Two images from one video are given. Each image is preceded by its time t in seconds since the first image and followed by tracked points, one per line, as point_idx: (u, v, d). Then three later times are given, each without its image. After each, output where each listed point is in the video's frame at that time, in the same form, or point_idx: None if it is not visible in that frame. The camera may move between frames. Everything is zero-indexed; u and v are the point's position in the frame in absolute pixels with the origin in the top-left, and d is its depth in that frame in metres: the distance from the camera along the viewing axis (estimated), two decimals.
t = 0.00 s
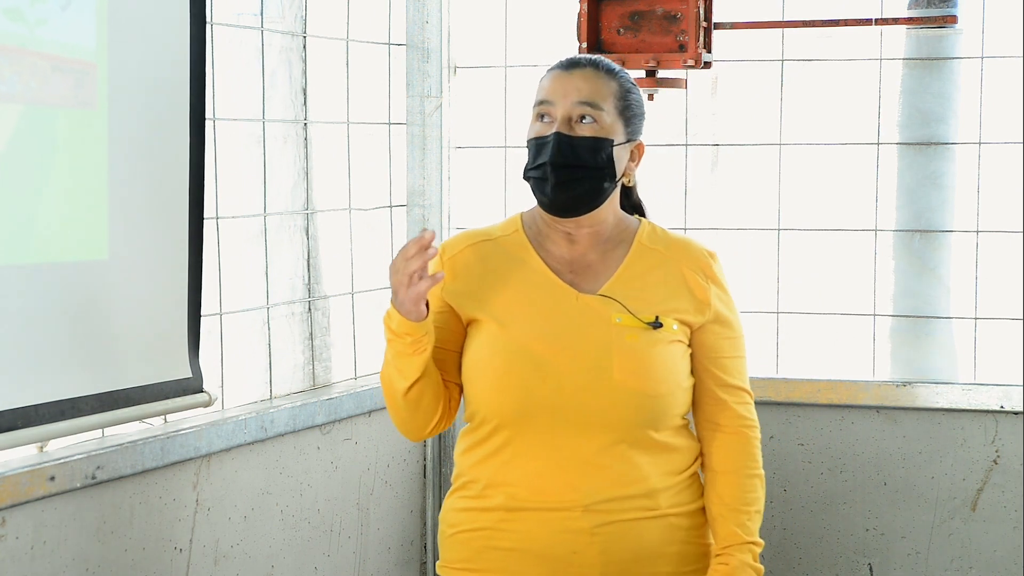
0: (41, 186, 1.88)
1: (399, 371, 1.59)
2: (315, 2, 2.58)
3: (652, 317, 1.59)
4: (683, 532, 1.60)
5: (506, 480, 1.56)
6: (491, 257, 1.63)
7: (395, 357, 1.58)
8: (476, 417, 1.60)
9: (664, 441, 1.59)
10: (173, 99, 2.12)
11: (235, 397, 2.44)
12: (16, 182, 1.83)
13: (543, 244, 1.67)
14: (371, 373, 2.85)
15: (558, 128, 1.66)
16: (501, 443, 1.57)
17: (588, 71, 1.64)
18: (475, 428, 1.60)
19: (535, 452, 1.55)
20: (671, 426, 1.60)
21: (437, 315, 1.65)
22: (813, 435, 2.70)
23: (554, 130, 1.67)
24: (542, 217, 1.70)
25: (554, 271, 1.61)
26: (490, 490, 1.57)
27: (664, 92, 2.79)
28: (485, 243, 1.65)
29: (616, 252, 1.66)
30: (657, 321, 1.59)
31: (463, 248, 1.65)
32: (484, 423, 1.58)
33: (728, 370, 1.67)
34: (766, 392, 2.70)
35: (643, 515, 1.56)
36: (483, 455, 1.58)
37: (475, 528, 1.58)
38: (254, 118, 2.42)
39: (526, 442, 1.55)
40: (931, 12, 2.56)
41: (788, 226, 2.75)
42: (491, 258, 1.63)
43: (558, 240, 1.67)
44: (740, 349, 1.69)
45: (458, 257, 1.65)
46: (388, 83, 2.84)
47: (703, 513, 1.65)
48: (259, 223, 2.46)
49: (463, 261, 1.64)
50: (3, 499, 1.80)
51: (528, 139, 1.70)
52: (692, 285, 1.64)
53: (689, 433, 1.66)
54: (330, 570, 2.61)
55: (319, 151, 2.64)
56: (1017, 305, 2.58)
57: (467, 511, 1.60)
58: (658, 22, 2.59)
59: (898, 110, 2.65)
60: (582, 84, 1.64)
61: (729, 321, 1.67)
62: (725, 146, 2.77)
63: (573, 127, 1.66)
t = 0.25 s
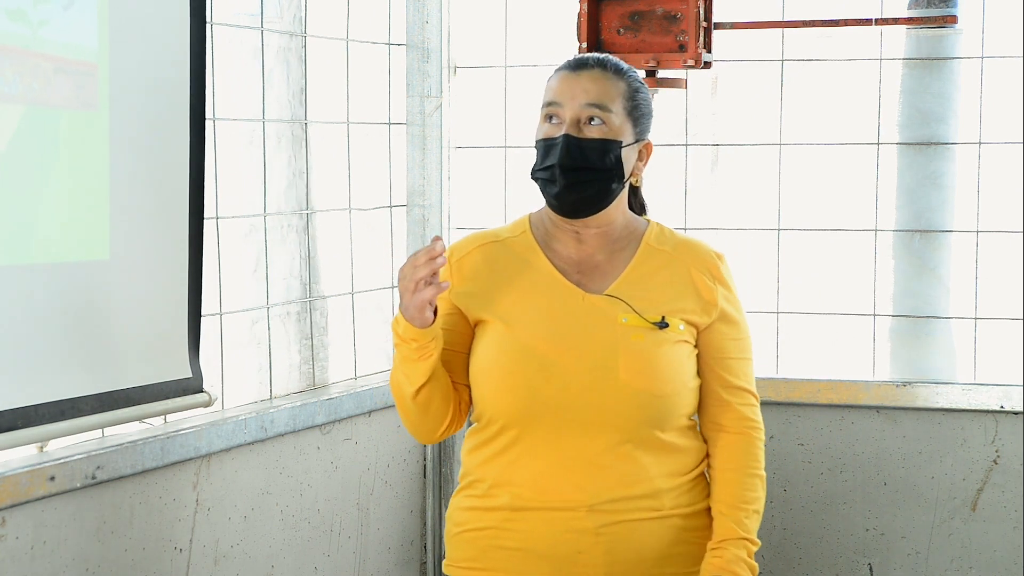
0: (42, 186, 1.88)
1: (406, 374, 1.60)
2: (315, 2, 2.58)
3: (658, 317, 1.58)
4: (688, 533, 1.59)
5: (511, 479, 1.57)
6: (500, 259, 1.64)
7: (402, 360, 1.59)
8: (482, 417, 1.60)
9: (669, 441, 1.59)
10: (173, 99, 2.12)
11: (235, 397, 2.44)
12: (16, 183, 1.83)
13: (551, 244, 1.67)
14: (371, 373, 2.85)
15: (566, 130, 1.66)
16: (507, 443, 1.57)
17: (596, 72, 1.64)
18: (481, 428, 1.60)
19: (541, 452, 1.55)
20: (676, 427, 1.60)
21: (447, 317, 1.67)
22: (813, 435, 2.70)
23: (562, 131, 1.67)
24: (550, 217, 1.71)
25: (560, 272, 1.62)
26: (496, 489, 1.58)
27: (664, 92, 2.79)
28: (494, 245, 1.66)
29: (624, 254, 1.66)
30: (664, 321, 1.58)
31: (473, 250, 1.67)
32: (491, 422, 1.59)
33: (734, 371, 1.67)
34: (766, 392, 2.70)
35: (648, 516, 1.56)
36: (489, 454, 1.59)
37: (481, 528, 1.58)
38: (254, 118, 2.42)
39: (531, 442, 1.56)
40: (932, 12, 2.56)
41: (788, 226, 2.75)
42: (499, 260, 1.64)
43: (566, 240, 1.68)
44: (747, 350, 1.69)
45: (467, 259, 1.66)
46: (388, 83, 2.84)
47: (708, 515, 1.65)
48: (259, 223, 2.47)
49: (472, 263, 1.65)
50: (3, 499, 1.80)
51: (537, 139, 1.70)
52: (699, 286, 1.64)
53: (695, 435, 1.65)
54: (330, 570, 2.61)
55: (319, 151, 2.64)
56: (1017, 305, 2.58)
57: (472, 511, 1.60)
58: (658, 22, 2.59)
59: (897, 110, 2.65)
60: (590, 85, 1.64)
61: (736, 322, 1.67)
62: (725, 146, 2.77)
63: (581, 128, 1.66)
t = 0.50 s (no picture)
0: (38, 185, 1.88)
1: (411, 371, 1.60)
2: (315, 1, 2.58)
3: (663, 318, 1.59)
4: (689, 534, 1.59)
5: (513, 478, 1.57)
6: (508, 257, 1.65)
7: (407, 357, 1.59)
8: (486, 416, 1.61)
9: (671, 443, 1.59)
10: (172, 99, 2.12)
11: (236, 397, 2.44)
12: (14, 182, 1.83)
13: (558, 244, 1.68)
14: (371, 373, 2.85)
15: (576, 133, 1.66)
16: (510, 442, 1.58)
17: (607, 75, 1.64)
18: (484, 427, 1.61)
19: (542, 451, 1.56)
20: (678, 428, 1.60)
21: (453, 315, 1.67)
22: (813, 435, 2.70)
23: (572, 135, 1.67)
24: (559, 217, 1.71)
25: (566, 272, 1.62)
26: (497, 487, 1.58)
27: (664, 92, 2.79)
28: (502, 243, 1.66)
29: (631, 255, 1.66)
30: (668, 322, 1.58)
31: (481, 248, 1.67)
32: (493, 421, 1.59)
33: (739, 373, 1.66)
34: (766, 392, 2.70)
35: (648, 516, 1.56)
36: (491, 453, 1.59)
37: (482, 525, 1.59)
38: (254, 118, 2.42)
39: (533, 440, 1.56)
40: (931, 12, 2.56)
41: (788, 226, 2.75)
42: (506, 258, 1.64)
43: (574, 240, 1.68)
44: (753, 353, 1.68)
45: (475, 256, 1.66)
46: (388, 83, 2.84)
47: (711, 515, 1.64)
48: (259, 223, 2.47)
49: (480, 261, 1.65)
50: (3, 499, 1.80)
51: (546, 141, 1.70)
52: (705, 287, 1.64)
53: (699, 436, 1.65)
54: (330, 570, 2.61)
55: (319, 152, 2.64)
56: (1017, 305, 2.59)
57: (474, 509, 1.61)
58: (658, 22, 2.58)
59: (897, 110, 2.65)
60: (601, 89, 1.64)
61: (742, 324, 1.66)
62: (725, 146, 2.77)
63: (591, 132, 1.66)
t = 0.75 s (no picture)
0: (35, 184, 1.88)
1: (421, 373, 1.61)
2: (315, 1, 2.58)
3: (669, 320, 1.59)
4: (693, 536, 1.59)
5: (516, 477, 1.57)
6: (515, 257, 1.64)
7: (417, 359, 1.60)
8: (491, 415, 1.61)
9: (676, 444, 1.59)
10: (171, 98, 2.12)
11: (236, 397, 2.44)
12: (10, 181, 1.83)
13: (565, 243, 1.67)
14: (372, 373, 2.85)
15: (586, 134, 1.67)
16: (514, 442, 1.58)
17: (618, 77, 1.66)
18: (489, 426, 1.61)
19: (546, 450, 1.56)
20: (683, 429, 1.60)
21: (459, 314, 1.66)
22: (813, 435, 2.70)
23: (581, 136, 1.68)
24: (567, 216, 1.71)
25: (574, 272, 1.62)
26: (500, 487, 1.58)
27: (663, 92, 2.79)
28: (509, 243, 1.66)
29: (639, 256, 1.66)
30: (673, 324, 1.58)
31: (488, 247, 1.66)
32: (497, 420, 1.59)
33: (746, 375, 1.66)
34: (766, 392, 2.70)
35: (651, 516, 1.55)
36: (495, 452, 1.60)
37: (484, 524, 1.58)
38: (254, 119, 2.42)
39: (537, 440, 1.56)
40: (931, 12, 2.56)
41: (788, 226, 2.75)
42: (513, 257, 1.64)
43: (582, 241, 1.68)
44: (761, 355, 1.68)
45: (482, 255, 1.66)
46: (388, 83, 2.84)
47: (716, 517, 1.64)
48: (258, 223, 2.47)
49: (487, 260, 1.65)
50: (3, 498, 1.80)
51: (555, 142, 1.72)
52: (712, 288, 1.63)
53: (705, 437, 1.65)
54: (330, 570, 2.61)
55: (319, 152, 2.64)
56: (1017, 305, 2.59)
57: (477, 508, 1.60)
58: (658, 22, 2.59)
59: (897, 109, 2.65)
60: (612, 91, 1.65)
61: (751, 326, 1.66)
62: (726, 146, 2.77)
63: (600, 134, 1.67)
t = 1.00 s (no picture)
0: (35, 184, 1.88)
1: (445, 388, 1.57)
2: (315, 1, 2.58)
3: (672, 318, 1.59)
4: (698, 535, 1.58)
5: (519, 476, 1.57)
6: (519, 256, 1.65)
7: (440, 375, 1.56)
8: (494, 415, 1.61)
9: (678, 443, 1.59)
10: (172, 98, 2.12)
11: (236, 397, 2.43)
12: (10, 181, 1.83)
13: (568, 242, 1.67)
14: (372, 373, 2.85)
15: (592, 134, 1.67)
16: (517, 441, 1.58)
17: (626, 77, 1.66)
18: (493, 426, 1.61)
19: (549, 449, 1.56)
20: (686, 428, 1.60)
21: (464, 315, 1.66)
22: (813, 435, 2.70)
23: (587, 135, 1.68)
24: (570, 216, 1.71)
25: (577, 271, 1.62)
26: (503, 486, 1.58)
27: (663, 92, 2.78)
28: (512, 242, 1.67)
29: (642, 256, 1.66)
30: (676, 322, 1.59)
31: (491, 247, 1.67)
32: (500, 420, 1.59)
33: (748, 370, 1.65)
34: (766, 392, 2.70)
35: (654, 515, 1.56)
36: (498, 451, 1.60)
37: (487, 524, 1.58)
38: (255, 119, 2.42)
39: (540, 439, 1.56)
40: (930, 13, 2.59)
41: (788, 226, 2.75)
42: (516, 257, 1.64)
43: (585, 240, 1.69)
44: (764, 351, 1.68)
45: (485, 255, 1.66)
46: (388, 83, 2.84)
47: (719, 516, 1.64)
48: (259, 222, 2.46)
49: (491, 260, 1.65)
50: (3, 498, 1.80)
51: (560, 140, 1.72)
52: (715, 286, 1.64)
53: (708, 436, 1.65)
54: (330, 570, 2.61)
55: (319, 152, 2.64)
56: (1017, 305, 2.59)
57: (480, 507, 1.60)
58: (657, 22, 2.59)
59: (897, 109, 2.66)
60: (619, 90, 1.65)
61: (753, 321, 1.66)
62: (726, 146, 2.77)
63: (607, 133, 1.68)
